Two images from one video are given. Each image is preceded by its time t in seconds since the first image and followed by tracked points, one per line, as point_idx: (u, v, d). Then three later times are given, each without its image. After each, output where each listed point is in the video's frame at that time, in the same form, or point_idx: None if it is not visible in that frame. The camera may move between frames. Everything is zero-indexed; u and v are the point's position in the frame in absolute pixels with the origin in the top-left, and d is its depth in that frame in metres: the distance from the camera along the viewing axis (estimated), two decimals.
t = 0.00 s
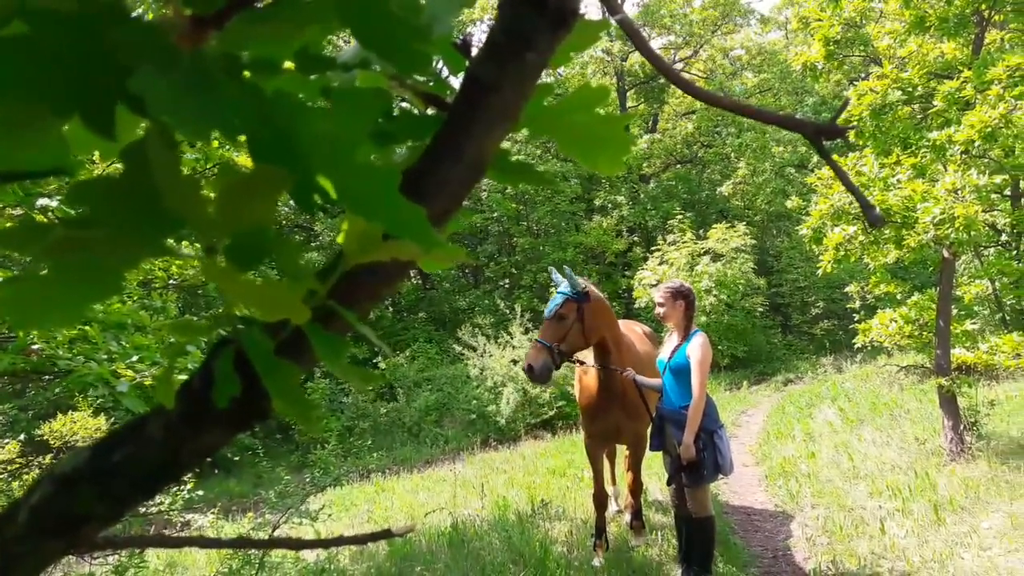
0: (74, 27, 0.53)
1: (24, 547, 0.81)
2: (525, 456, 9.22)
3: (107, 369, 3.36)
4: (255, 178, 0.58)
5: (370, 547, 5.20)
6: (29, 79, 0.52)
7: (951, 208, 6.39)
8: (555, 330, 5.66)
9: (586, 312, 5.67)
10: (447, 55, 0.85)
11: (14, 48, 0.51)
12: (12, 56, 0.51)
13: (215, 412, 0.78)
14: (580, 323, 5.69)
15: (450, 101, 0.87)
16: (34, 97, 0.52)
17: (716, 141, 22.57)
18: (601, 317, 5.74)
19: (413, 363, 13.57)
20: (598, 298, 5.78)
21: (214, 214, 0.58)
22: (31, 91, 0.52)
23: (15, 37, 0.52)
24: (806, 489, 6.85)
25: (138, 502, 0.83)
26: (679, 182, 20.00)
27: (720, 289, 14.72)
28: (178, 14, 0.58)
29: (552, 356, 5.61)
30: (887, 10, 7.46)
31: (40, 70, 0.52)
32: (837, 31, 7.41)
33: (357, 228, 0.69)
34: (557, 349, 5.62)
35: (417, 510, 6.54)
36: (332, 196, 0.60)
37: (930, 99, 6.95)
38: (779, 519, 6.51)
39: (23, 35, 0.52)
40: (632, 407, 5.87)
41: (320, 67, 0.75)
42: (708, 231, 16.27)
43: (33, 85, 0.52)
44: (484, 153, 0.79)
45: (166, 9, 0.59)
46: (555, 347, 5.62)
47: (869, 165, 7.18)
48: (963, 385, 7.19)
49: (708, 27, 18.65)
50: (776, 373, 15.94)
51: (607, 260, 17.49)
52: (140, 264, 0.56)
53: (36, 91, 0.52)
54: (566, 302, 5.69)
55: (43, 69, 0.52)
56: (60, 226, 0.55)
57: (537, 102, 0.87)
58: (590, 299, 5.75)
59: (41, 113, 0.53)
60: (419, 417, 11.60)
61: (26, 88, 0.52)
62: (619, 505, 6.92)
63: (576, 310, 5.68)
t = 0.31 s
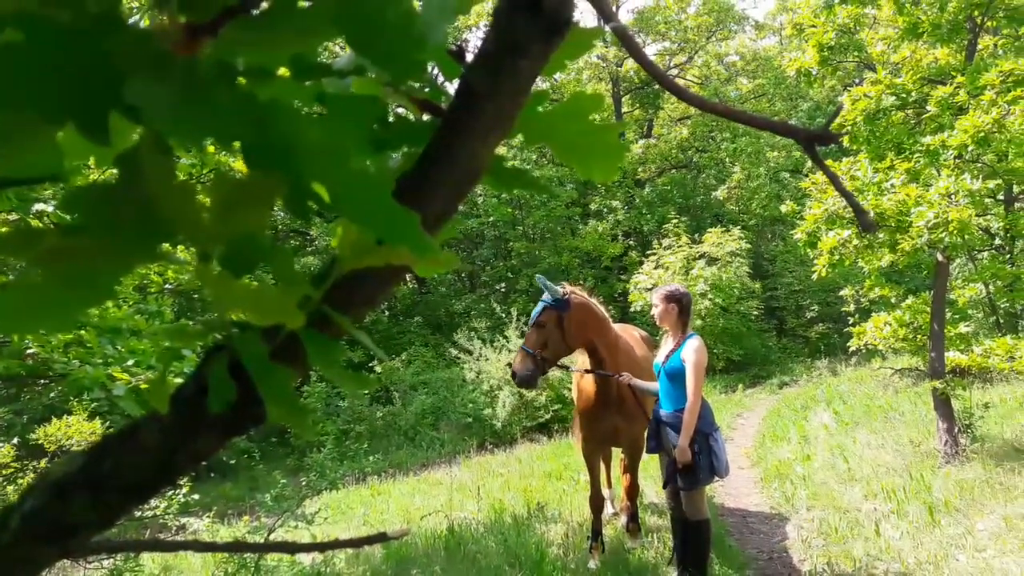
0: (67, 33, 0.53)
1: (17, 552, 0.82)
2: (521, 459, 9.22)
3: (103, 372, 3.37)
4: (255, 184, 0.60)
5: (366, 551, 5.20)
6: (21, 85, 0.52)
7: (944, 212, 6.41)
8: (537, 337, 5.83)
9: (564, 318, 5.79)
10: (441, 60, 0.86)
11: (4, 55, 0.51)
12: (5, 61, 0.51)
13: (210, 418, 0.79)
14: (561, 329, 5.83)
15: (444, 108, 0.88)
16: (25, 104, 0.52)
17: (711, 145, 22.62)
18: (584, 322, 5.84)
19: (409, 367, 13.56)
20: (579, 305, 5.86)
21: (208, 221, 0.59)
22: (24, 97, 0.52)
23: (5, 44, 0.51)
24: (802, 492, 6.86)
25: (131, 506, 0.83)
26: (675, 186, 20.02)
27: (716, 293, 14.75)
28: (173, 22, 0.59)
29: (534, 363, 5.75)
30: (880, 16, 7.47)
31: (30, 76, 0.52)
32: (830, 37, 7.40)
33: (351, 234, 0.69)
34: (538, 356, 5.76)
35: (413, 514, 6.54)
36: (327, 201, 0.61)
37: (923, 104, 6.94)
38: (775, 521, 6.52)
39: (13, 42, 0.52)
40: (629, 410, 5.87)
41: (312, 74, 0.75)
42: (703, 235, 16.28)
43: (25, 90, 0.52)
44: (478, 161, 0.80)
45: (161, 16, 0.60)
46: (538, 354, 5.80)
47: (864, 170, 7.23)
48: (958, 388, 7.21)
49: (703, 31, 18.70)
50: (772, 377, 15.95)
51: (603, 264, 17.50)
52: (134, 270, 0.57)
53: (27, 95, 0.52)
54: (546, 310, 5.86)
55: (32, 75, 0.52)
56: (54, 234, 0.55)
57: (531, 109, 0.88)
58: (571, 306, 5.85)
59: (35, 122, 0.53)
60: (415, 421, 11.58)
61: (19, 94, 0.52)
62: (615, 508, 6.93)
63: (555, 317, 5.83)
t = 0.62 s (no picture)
0: (66, 34, 0.53)
1: (14, 554, 0.82)
2: (520, 460, 9.22)
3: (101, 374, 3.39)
4: (251, 185, 0.59)
5: (364, 552, 5.20)
6: (18, 86, 0.52)
7: (942, 213, 6.42)
8: (526, 342, 5.98)
9: (549, 322, 5.91)
10: (440, 62, 0.86)
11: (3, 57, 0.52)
12: (5, 62, 0.52)
13: (207, 419, 0.79)
14: (548, 333, 5.95)
15: (442, 109, 0.88)
16: (22, 103, 0.52)
17: (709, 146, 22.62)
18: (572, 323, 5.93)
19: (408, 368, 13.56)
20: (565, 308, 5.94)
21: (206, 222, 0.58)
22: (21, 97, 0.52)
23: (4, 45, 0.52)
24: (800, 492, 6.86)
25: (127, 508, 0.83)
26: (673, 187, 20.03)
27: (714, 293, 14.74)
28: (171, 23, 0.59)
29: (525, 366, 5.92)
30: (878, 17, 7.48)
31: (28, 77, 0.52)
32: (827, 38, 7.41)
33: (348, 235, 0.70)
34: (528, 360, 5.92)
35: (411, 515, 6.54)
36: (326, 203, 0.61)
37: (921, 105, 6.94)
38: (773, 522, 6.52)
39: (12, 44, 0.52)
40: (629, 408, 5.87)
41: (310, 75, 0.76)
42: (701, 236, 16.28)
43: (23, 90, 0.52)
44: (476, 162, 0.81)
45: (158, 19, 0.60)
46: (529, 358, 5.95)
47: (861, 170, 7.24)
48: (956, 388, 7.21)
49: (701, 33, 18.68)
50: (770, 377, 15.96)
51: (601, 265, 17.49)
52: (133, 269, 0.57)
53: (22, 96, 0.52)
54: (533, 315, 6.00)
55: (30, 75, 0.52)
56: (52, 236, 0.55)
57: (529, 109, 0.88)
58: (557, 310, 5.95)
59: (33, 122, 0.53)
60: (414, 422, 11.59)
61: (16, 95, 0.52)
62: (613, 509, 6.93)
63: (541, 322, 5.96)
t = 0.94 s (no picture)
0: (60, 36, 0.52)
1: (10, 558, 0.80)
2: (521, 462, 9.19)
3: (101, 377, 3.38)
4: (243, 188, 0.57)
5: (365, 555, 5.18)
6: (13, 91, 0.50)
7: (946, 213, 6.41)
8: (520, 343, 5.97)
9: (540, 322, 5.89)
10: (438, 63, 0.85)
11: None
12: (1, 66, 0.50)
13: (205, 422, 0.77)
14: (540, 333, 5.93)
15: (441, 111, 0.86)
16: (18, 110, 0.51)
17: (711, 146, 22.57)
18: (564, 322, 5.91)
19: (409, 370, 13.53)
20: (556, 308, 5.93)
21: (202, 224, 0.56)
22: (15, 101, 0.51)
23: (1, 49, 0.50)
24: (803, 494, 6.84)
25: (125, 511, 0.81)
26: (674, 188, 19.99)
27: (716, 294, 14.71)
28: (167, 24, 0.57)
29: (521, 366, 5.91)
30: (881, 17, 7.45)
31: (26, 85, 0.51)
32: (830, 38, 7.39)
33: (347, 237, 0.68)
34: (523, 360, 5.92)
35: (412, 517, 6.52)
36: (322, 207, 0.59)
37: (924, 105, 6.90)
38: (776, 524, 6.50)
39: (10, 48, 0.51)
40: (629, 407, 5.82)
41: (309, 76, 0.74)
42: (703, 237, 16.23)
43: (21, 96, 0.51)
44: (477, 162, 0.79)
45: (156, 19, 0.58)
46: (524, 358, 5.94)
47: (864, 171, 7.22)
48: (959, 390, 7.18)
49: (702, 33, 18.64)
50: (772, 379, 15.91)
51: (603, 266, 17.44)
52: (129, 272, 0.55)
53: (19, 98, 0.51)
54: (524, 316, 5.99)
55: (25, 81, 0.51)
56: (47, 238, 0.54)
57: (530, 110, 0.86)
58: (548, 310, 5.93)
59: (28, 126, 0.52)
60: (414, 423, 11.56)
61: (13, 100, 0.50)
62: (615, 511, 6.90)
63: (533, 322, 5.94)
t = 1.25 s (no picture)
0: (59, 39, 0.52)
1: (13, 557, 0.81)
2: (522, 462, 9.20)
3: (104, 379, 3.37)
4: (244, 189, 0.58)
5: (367, 554, 5.18)
6: (13, 92, 0.51)
7: (946, 213, 6.42)
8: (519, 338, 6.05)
9: (537, 319, 5.94)
10: (438, 63, 0.86)
11: (0, 61, 0.50)
12: (4, 67, 0.50)
13: (207, 420, 0.77)
14: (537, 329, 5.97)
15: (443, 112, 0.87)
16: (18, 111, 0.51)
17: (712, 146, 22.54)
18: (560, 318, 5.93)
19: (410, 369, 13.53)
20: (553, 305, 5.95)
21: (204, 223, 0.57)
22: (17, 101, 0.51)
23: (3, 52, 0.50)
24: (804, 494, 6.85)
25: (128, 510, 0.82)
26: (675, 188, 19.97)
27: (717, 294, 14.70)
28: (170, 27, 0.57)
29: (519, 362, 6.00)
30: (882, 17, 7.45)
31: (27, 86, 0.51)
32: (830, 38, 7.42)
33: (349, 238, 0.68)
34: (521, 356, 5.98)
35: (414, 516, 6.53)
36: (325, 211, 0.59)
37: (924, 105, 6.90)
38: (777, 523, 6.50)
39: (13, 49, 0.51)
40: (628, 407, 5.74)
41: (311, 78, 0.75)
42: (704, 237, 16.22)
43: (21, 98, 0.51)
44: (477, 164, 0.79)
45: (158, 22, 0.58)
46: (521, 353, 6.01)
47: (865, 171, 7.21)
48: (960, 390, 7.18)
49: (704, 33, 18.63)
50: (773, 379, 15.90)
51: (604, 266, 17.43)
52: (133, 273, 0.56)
53: (23, 100, 0.51)
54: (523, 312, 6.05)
55: (25, 80, 0.51)
56: (51, 238, 0.54)
57: (532, 110, 0.86)
58: (545, 307, 5.97)
59: (30, 128, 0.52)
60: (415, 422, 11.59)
61: (15, 104, 0.51)
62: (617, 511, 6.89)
63: (530, 318, 5.99)
